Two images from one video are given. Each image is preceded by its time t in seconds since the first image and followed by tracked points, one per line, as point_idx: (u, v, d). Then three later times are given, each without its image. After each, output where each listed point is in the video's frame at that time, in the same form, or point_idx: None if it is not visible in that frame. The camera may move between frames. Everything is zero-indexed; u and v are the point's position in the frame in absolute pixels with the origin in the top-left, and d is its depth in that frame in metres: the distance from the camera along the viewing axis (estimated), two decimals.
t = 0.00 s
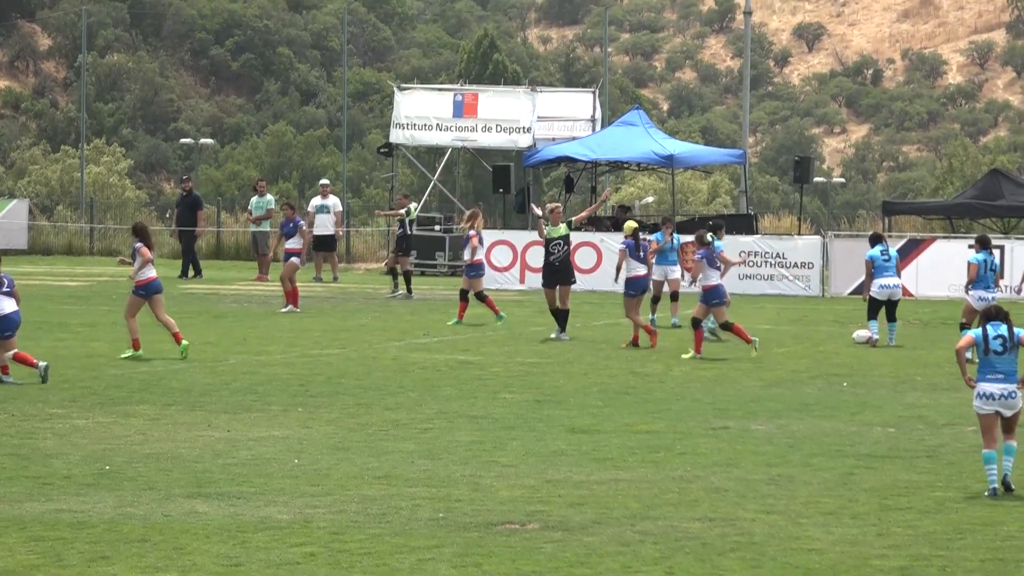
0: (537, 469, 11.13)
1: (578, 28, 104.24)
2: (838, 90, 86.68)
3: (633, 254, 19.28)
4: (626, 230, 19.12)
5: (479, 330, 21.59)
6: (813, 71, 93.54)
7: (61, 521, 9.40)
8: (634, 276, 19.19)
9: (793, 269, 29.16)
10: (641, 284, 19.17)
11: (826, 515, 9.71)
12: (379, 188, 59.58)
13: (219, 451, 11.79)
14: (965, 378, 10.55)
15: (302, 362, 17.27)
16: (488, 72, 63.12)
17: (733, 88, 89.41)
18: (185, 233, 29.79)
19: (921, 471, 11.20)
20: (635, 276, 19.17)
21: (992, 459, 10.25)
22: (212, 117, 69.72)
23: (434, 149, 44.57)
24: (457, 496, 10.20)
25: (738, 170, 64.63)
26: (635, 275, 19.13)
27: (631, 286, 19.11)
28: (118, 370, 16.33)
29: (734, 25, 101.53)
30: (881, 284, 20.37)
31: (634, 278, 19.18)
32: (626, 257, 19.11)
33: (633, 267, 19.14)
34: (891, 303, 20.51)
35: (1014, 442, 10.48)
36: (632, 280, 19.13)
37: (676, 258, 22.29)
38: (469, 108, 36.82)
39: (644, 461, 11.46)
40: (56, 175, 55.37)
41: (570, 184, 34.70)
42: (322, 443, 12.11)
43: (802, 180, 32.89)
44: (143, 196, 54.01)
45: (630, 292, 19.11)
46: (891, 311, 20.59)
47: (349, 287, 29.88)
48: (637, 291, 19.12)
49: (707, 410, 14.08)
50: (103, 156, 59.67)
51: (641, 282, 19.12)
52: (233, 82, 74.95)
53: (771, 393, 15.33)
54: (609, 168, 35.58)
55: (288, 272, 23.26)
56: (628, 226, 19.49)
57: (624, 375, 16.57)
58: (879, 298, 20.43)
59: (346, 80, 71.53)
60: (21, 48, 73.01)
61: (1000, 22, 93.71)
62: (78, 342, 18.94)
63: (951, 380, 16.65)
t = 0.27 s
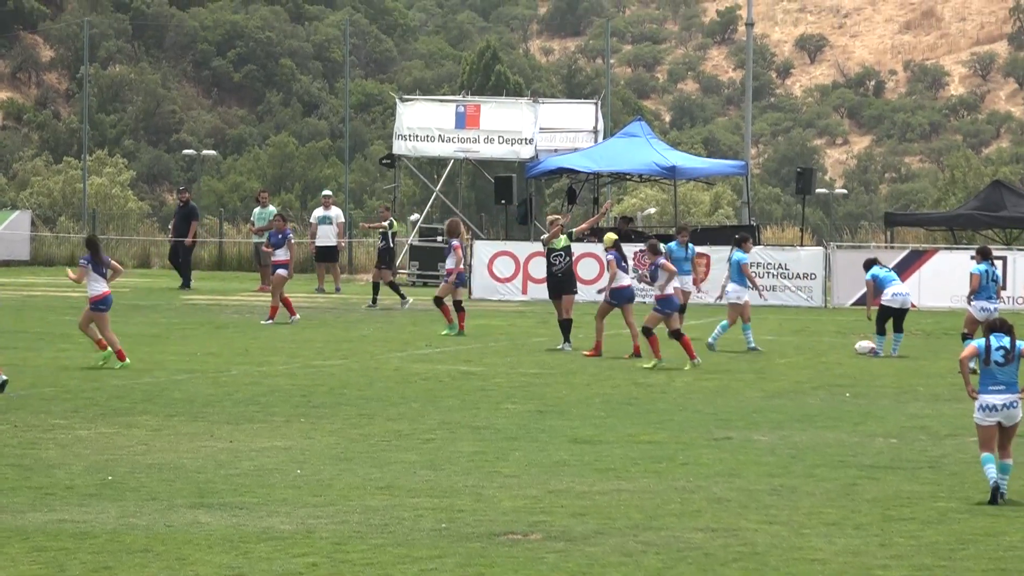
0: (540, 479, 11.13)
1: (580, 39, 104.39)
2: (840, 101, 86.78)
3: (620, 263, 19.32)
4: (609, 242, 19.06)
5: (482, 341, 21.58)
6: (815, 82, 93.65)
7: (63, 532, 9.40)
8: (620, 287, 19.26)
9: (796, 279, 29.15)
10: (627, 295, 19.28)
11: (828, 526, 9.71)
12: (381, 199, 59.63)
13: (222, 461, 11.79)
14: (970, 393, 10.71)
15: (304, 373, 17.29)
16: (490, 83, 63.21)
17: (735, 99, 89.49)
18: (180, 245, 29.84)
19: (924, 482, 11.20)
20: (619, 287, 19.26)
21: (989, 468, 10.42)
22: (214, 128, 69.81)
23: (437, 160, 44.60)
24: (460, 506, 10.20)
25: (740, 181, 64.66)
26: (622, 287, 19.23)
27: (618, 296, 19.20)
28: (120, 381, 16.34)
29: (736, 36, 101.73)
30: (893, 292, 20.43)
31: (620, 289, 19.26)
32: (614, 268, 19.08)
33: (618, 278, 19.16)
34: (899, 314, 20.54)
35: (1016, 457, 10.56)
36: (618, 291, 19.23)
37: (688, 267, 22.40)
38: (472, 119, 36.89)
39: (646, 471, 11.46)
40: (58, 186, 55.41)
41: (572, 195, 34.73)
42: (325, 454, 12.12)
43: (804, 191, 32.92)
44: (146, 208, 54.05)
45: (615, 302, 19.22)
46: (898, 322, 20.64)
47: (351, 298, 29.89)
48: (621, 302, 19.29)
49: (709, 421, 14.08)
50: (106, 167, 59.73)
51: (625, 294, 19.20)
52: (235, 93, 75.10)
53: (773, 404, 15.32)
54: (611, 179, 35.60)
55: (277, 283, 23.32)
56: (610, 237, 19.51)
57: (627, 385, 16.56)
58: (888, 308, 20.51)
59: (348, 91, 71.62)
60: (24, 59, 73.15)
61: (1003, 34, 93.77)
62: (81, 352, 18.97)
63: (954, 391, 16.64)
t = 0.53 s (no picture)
0: (545, 478, 11.14)
1: (586, 38, 104.39)
2: (845, 100, 86.75)
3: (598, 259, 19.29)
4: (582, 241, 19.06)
5: (487, 339, 21.57)
6: (821, 81, 93.60)
7: (68, 530, 9.41)
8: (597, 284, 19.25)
9: (801, 279, 29.15)
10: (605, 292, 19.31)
11: (833, 524, 9.71)
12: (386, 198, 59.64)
13: (227, 460, 11.81)
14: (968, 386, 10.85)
15: (309, 371, 17.30)
16: (496, 82, 63.23)
17: (741, 98, 89.44)
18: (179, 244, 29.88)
19: (929, 480, 11.19)
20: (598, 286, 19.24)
21: (987, 457, 10.70)
22: (219, 127, 69.85)
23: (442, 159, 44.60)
24: (465, 505, 10.20)
25: (745, 181, 64.62)
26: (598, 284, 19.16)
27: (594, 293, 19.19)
28: (126, 379, 16.35)
29: (742, 34, 101.72)
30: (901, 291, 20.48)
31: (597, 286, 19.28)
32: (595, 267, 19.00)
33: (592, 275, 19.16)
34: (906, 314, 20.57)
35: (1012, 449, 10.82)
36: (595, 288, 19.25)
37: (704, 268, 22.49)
38: (477, 118, 36.91)
39: (651, 470, 11.47)
40: (64, 185, 55.46)
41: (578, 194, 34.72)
42: (330, 452, 12.13)
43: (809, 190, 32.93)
44: (151, 207, 54.07)
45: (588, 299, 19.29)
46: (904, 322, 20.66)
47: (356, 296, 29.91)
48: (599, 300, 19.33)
49: (714, 419, 14.09)
50: (111, 166, 59.77)
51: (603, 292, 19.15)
52: (241, 91, 75.17)
53: (778, 403, 15.31)
54: (616, 179, 35.58)
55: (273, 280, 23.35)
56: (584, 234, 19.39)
57: (632, 384, 16.56)
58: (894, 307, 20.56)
59: (353, 90, 71.65)
60: (29, 58, 73.22)
61: (1008, 32, 93.63)
62: (87, 351, 18.99)
63: (960, 390, 16.61)
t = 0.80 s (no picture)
0: (547, 482, 11.14)
1: (587, 42, 104.43)
2: (847, 104, 86.80)
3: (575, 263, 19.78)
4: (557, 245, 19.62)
5: (487, 344, 21.59)
6: (822, 85, 93.63)
7: (69, 535, 9.42)
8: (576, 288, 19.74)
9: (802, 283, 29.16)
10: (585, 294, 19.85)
11: (834, 530, 9.70)
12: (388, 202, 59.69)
13: (228, 464, 11.82)
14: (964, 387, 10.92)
15: (311, 376, 17.30)
16: (497, 86, 63.29)
17: (742, 102, 89.48)
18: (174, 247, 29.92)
19: (930, 485, 11.19)
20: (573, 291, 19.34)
21: (987, 464, 10.65)
22: (221, 131, 69.91)
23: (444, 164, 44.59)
24: (466, 509, 10.20)
25: (746, 186, 64.64)
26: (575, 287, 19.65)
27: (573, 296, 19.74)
28: (127, 383, 16.36)
29: (743, 39, 101.79)
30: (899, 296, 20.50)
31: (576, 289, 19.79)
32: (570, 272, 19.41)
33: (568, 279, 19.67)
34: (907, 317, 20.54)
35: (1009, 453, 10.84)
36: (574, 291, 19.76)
37: (719, 270, 22.37)
38: (478, 122, 36.91)
39: (652, 474, 11.47)
40: (65, 189, 55.49)
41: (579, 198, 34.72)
42: (331, 457, 12.13)
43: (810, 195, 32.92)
44: (152, 211, 54.09)
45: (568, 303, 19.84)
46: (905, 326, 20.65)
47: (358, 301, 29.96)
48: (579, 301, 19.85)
49: (716, 424, 14.08)
50: (113, 171, 59.80)
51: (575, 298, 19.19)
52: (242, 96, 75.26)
53: (779, 407, 15.31)
54: (618, 183, 35.60)
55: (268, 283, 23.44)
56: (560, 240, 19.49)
57: (633, 389, 16.55)
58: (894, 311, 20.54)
59: (355, 94, 71.71)
60: (30, 62, 73.33)
61: (1010, 36, 93.64)
62: (87, 356, 18.97)
63: (960, 395, 16.60)
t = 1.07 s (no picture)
0: (546, 490, 11.13)
1: (586, 50, 104.47)
2: (845, 113, 86.88)
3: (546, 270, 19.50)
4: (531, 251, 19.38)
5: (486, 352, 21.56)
6: (821, 94, 93.69)
7: (68, 542, 9.41)
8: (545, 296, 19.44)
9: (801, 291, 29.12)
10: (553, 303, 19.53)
11: (834, 537, 9.70)
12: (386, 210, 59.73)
13: (227, 472, 11.81)
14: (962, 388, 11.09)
15: (310, 383, 17.28)
16: (496, 94, 63.35)
17: (741, 110, 89.56)
18: (171, 254, 29.90)
19: (930, 493, 11.18)
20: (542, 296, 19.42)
21: (985, 468, 10.75)
22: (220, 139, 69.93)
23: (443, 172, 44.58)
24: (466, 517, 10.20)
25: (745, 194, 64.65)
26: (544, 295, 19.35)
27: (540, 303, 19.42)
28: (126, 391, 16.35)
29: (742, 47, 101.90)
30: (895, 302, 20.45)
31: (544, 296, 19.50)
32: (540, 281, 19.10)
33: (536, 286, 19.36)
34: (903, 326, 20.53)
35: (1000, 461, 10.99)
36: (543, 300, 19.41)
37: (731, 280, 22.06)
38: (477, 130, 36.94)
39: (651, 482, 11.47)
40: (64, 197, 55.49)
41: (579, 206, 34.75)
42: (330, 464, 12.12)
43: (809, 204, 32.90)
44: (151, 218, 54.08)
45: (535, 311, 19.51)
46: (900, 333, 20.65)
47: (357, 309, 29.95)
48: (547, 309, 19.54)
49: (715, 431, 14.07)
50: (112, 178, 59.78)
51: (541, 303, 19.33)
52: (241, 104, 75.31)
53: (779, 415, 15.29)
54: (616, 192, 35.60)
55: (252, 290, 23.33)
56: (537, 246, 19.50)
57: (632, 397, 16.53)
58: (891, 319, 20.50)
59: (354, 102, 71.76)
60: (29, 70, 73.39)
61: (1008, 45, 93.75)
62: (84, 363, 18.94)
63: (960, 403, 16.60)
